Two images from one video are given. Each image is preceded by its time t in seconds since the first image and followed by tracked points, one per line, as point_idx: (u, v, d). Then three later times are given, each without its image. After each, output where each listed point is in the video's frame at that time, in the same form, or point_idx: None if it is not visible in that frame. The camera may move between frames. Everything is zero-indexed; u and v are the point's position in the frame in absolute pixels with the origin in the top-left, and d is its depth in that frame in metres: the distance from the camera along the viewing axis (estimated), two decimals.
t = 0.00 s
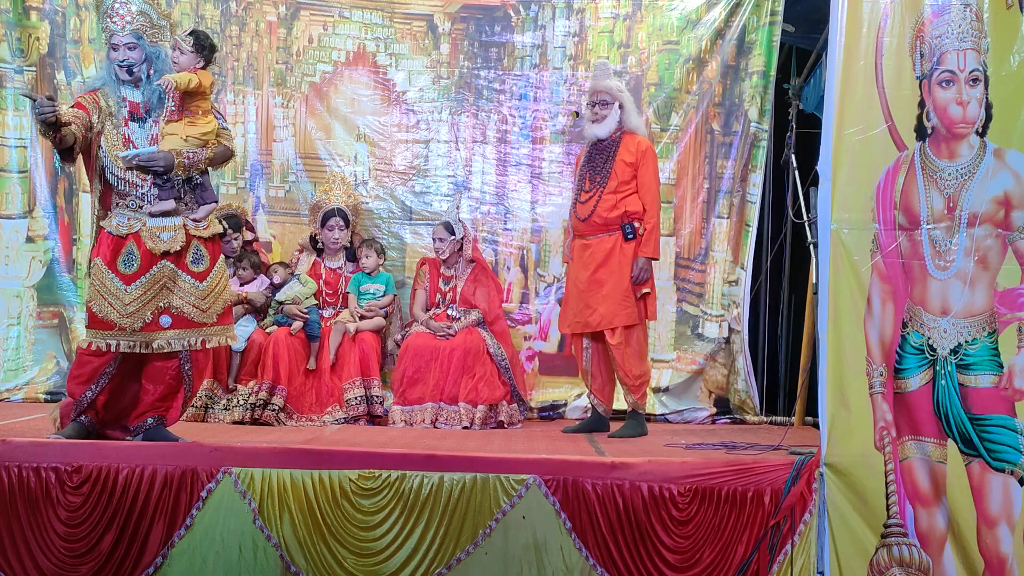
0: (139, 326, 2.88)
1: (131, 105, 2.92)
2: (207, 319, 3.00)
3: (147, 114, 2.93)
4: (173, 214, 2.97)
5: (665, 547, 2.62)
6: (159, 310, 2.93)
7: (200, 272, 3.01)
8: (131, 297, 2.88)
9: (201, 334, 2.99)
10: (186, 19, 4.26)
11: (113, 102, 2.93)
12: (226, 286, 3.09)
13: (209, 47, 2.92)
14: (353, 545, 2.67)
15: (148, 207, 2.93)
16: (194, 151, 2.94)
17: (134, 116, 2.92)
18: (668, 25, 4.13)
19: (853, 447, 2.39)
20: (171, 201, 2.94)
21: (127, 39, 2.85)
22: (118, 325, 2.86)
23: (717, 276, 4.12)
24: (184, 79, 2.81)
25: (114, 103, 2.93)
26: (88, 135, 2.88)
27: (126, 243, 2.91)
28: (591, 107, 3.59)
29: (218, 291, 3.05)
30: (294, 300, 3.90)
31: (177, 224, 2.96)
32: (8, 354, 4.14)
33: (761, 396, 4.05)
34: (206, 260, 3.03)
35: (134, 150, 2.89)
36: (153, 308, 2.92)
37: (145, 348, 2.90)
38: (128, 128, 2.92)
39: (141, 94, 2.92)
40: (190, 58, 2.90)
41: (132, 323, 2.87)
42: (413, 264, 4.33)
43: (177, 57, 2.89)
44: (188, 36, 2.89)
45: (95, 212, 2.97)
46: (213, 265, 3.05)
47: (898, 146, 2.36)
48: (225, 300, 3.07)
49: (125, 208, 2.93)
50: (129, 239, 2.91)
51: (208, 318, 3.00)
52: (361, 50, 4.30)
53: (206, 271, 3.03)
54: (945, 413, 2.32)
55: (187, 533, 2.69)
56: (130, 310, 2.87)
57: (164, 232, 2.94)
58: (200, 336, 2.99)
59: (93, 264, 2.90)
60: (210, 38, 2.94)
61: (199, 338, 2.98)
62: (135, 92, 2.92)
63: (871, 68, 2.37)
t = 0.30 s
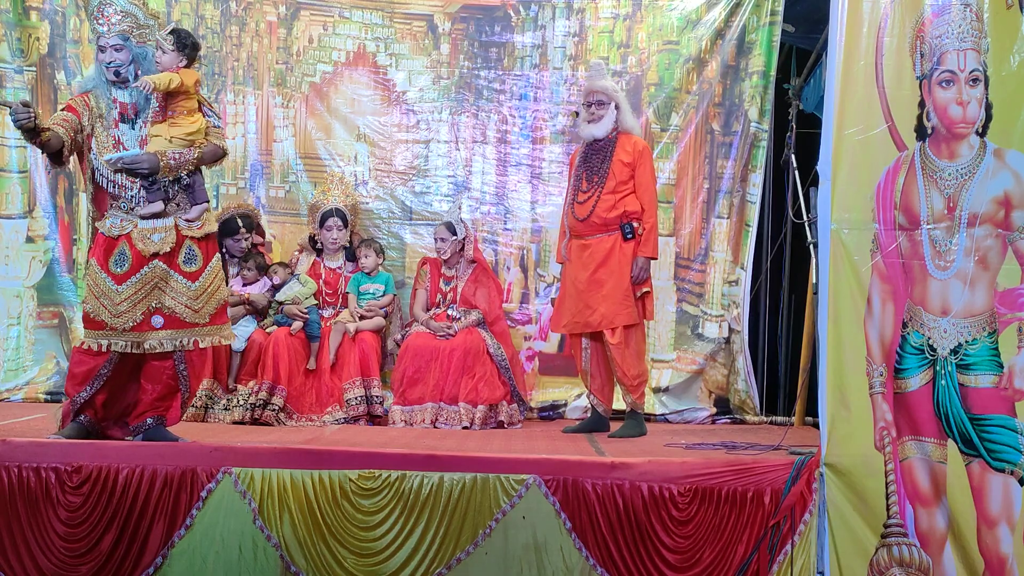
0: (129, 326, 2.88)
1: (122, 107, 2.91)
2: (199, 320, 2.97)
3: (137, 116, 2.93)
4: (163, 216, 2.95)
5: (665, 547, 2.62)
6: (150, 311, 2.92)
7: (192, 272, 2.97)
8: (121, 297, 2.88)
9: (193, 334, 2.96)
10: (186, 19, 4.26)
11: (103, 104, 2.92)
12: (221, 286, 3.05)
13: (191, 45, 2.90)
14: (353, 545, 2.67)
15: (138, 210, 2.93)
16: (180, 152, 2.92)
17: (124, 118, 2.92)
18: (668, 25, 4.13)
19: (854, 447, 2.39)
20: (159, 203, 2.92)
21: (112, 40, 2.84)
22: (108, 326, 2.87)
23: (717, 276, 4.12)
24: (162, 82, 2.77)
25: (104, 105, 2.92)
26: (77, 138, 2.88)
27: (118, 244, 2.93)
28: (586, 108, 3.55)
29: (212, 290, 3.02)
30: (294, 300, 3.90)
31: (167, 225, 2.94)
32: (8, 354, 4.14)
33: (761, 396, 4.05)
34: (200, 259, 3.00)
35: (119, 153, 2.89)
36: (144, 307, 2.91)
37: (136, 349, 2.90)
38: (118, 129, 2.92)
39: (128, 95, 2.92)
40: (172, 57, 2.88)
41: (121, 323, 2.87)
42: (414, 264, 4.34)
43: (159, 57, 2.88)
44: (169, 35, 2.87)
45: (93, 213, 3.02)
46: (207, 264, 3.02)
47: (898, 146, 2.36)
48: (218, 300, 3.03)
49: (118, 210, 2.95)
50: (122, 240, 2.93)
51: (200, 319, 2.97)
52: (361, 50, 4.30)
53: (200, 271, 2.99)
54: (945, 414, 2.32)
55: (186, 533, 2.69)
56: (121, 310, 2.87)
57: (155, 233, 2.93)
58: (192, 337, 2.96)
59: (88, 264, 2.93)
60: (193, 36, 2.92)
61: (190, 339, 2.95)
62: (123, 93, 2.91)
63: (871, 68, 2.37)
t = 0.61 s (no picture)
0: (117, 325, 2.88)
1: (111, 108, 2.90)
2: (188, 320, 2.95)
3: (126, 116, 2.92)
4: (152, 216, 2.95)
5: (665, 547, 2.62)
6: (140, 310, 2.91)
7: (182, 271, 2.97)
8: (110, 296, 2.89)
9: (182, 334, 2.95)
10: (186, 19, 4.25)
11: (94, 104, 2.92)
12: (212, 285, 3.04)
13: (173, 45, 2.92)
14: (353, 545, 2.66)
15: (126, 210, 2.92)
16: (165, 152, 2.90)
17: (115, 119, 2.91)
18: (668, 25, 4.13)
19: (854, 447, 2.39)
20: (147, 203, 2.93)
21: (98, 41, 2.82)
22: (97, 324, 2.89)
23: (717, 276, 4.12)
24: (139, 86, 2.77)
25: (94, 105, 2.92)
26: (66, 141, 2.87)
27: (108, 243, 2.93)
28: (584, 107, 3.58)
29: (202, 291, 3.00)
30: (293, 300, 3.90)
31: (156, 225, 2.94)
32: (8, 354, 4.14)
33: (761, 396, 4.05)
34: (190, 259, 2.99)
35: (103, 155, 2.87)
36: (132, 306, 2.90)
37: (126, 348, 2.90)
38: (109, 130, 2.92)
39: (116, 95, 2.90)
40: (155, 56, 2.89)
41: (109, 323, 2.88)
42: (414, 264, 4.34)
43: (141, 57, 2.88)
44: (150, 35, 2.88)
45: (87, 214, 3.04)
46: (198, 263, 3.01)
47: (898, 146, 2.36)
48: (208, 300, 3.02)
49: (107, 210, 2.95)
50: (111, 239, 2.93)
51: (189, 319, 2.96)
52: (361, 50, 4.30)
53: (190, 270, 2.98)
54: (945, 413, 2.32)
55: (186, 533, 2.69)
56: (109, 309, 2.88)
57: (144, 234, 2.93)
58: (182, 337, 2.95)
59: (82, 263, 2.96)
60: (175, 35, 2.93)
61: (180, 339, 2.94)
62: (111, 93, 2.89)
63: (871, 68, 2.37)
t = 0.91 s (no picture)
0: (107, 324, 2.88)
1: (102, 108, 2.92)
2: (179, 319, 2.94)
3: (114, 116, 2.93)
4: (142, 216, 2.94)
5: (666, 547, 2.62)
6: (130, 309, 2.90)
7: (172, 271, 2.96)
8: (100, 294, 2.89)
9: (172, 334, 2.93)
10: (186, 19, 4.25)
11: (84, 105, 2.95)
12: (204, 284, 3.02)
13: (156, 43, 2.90)
14: (353, 545, 2.66)
15: (116, 211, 2.94)
16: (152, 152, 2.88)
17: (105, 119, 2.93)
18: (668, 25, 4.13)
19: (854, 447, 2.39)
20: (136, 203, 2.93)
21: (87, 41, 2.84)
22: (88, 324, 2.89)
23: (717, 276, 4.12)
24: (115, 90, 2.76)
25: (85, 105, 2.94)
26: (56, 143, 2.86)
27: (99, 243, 2.94)
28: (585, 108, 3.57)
29: (193, 291, 2.99)
30: (294, 300, 3.90)
31: (146, 225, 2.93)
32: (8, 354, 4.14)
33: (761, 396, 4.04)
34: (181, 258, 2.98)
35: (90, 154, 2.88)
36: (123, 305, 2.89)
37: (115, 348, 2.88)
38: (99, 131, 2.93)
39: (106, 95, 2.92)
40: (138, 55, 2.89)
41: (99, 322, 2.88)
42: (413, 264, 4.34)
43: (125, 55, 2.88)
44: (133, 33, 2.87)
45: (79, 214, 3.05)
46: (189, 263, 3.00)
47: (898, 146, 2.36)
48: (199, 300, 3.00)
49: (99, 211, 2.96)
50: (103, 239, 2.94)
51: (180, 319, 2.95)
52: (361, 50, 4.30)
53: (181, 270, 2.98)
54: (945, 413, 2.32)
55: (186, 533, 2.69)
56: (99, 309, 2.88)
57: (133, 233, 2.92)
58: (172, 337, 2.94)
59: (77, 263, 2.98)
60: (158, 33, 2.91)
61: (171, 338, 2.93)
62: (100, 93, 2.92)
63: (871, 68, 2.37)
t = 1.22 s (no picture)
0: (99, 323, 2.88)
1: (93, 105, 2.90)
2: (170, 318, 2.94)
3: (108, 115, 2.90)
4: (134, 215, 2.94)
5: (666, 547, 2.62)
6: (121, 308, 2.90)
7: (164, 269, 2.95)
8: (92, 294, 2.89)
9: (163, 333, 2.93)
10: (186, 19, 4.25)
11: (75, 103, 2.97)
12: (196, 283, 3.02)
13: (145, 40, 2.91)
14: (354, 545, 2.67)
15: (108, 209, 2.93)
16: (143, 150, 2.87)
17: (98, 116, 2.91)
18: (668, 25, 4.13)
19: (854, 447, 2.39)
20: (127, 201, 2.92)
21: (87, 39, 2.84)
22: (80, 323, 2.89)
23: (717, 276, 4.12)
24: (100, 101, 2.79)
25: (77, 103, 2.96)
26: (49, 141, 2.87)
27: (91, 242, 2.93)
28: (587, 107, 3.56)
29: (185, 290, 2.99)
30: (294, 300, 3.90)
31: (138, 223, 2.93)
32: (8, 354, 4.14)
33: (761, 396, 4.04)
34: (173, 257, 2.98)
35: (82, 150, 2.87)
36: (114, 304, 2.89)
37: (106, 347, 2.88)
38: (91, 130, 2.92)
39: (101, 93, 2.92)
40: (127, 52, 2.91)
41: (91, 322, 2.88)
42: (413, 264, 4.34)
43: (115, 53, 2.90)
44: (122, 30, 2.89)
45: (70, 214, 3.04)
46: (181, 262, 3.00)
47: (898, 146, 2.36)
48: (191, 298, 3.00)
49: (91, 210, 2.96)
50: (94, 238, 2.93)
51: (171, 317, 2.94)
52: (361, 50, 4.30)
53: (172, 269, 2.97)
54: (945, 413, 2.32)
55: (186, 533, 2.69)
56: (90, 308, 2.88)
57: (125, 232, 2.92)
58: (164, 336, 2.93)
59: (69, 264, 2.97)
60: (147, 30, 2.92)
61: (163, 337, 2.93)
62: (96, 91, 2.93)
63: (871, 68, 2.37)
